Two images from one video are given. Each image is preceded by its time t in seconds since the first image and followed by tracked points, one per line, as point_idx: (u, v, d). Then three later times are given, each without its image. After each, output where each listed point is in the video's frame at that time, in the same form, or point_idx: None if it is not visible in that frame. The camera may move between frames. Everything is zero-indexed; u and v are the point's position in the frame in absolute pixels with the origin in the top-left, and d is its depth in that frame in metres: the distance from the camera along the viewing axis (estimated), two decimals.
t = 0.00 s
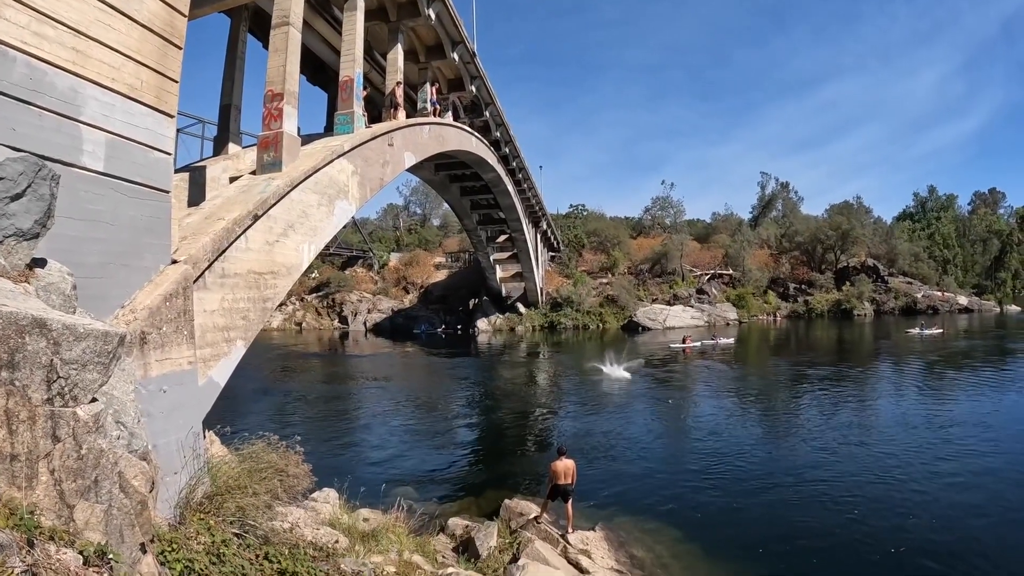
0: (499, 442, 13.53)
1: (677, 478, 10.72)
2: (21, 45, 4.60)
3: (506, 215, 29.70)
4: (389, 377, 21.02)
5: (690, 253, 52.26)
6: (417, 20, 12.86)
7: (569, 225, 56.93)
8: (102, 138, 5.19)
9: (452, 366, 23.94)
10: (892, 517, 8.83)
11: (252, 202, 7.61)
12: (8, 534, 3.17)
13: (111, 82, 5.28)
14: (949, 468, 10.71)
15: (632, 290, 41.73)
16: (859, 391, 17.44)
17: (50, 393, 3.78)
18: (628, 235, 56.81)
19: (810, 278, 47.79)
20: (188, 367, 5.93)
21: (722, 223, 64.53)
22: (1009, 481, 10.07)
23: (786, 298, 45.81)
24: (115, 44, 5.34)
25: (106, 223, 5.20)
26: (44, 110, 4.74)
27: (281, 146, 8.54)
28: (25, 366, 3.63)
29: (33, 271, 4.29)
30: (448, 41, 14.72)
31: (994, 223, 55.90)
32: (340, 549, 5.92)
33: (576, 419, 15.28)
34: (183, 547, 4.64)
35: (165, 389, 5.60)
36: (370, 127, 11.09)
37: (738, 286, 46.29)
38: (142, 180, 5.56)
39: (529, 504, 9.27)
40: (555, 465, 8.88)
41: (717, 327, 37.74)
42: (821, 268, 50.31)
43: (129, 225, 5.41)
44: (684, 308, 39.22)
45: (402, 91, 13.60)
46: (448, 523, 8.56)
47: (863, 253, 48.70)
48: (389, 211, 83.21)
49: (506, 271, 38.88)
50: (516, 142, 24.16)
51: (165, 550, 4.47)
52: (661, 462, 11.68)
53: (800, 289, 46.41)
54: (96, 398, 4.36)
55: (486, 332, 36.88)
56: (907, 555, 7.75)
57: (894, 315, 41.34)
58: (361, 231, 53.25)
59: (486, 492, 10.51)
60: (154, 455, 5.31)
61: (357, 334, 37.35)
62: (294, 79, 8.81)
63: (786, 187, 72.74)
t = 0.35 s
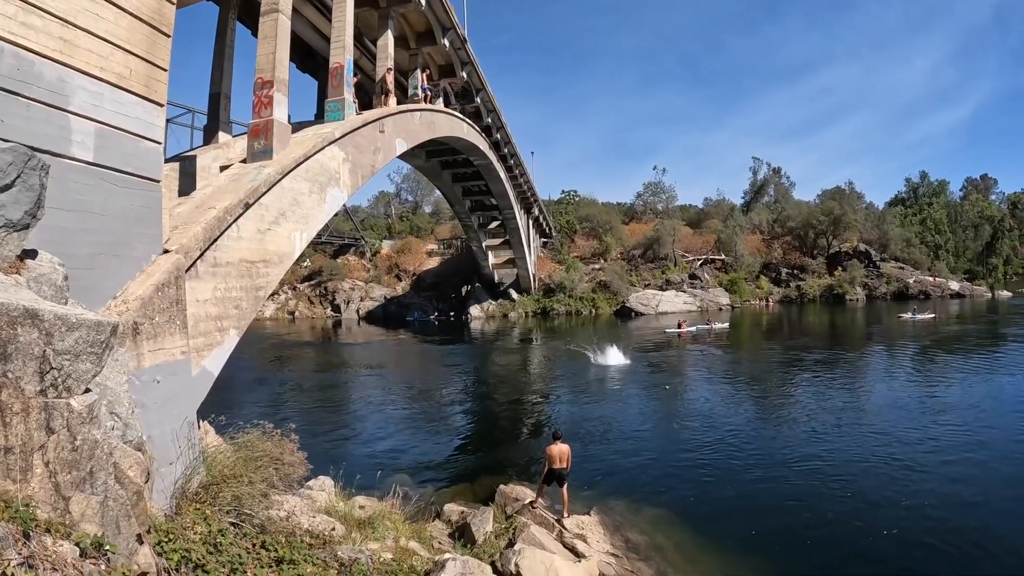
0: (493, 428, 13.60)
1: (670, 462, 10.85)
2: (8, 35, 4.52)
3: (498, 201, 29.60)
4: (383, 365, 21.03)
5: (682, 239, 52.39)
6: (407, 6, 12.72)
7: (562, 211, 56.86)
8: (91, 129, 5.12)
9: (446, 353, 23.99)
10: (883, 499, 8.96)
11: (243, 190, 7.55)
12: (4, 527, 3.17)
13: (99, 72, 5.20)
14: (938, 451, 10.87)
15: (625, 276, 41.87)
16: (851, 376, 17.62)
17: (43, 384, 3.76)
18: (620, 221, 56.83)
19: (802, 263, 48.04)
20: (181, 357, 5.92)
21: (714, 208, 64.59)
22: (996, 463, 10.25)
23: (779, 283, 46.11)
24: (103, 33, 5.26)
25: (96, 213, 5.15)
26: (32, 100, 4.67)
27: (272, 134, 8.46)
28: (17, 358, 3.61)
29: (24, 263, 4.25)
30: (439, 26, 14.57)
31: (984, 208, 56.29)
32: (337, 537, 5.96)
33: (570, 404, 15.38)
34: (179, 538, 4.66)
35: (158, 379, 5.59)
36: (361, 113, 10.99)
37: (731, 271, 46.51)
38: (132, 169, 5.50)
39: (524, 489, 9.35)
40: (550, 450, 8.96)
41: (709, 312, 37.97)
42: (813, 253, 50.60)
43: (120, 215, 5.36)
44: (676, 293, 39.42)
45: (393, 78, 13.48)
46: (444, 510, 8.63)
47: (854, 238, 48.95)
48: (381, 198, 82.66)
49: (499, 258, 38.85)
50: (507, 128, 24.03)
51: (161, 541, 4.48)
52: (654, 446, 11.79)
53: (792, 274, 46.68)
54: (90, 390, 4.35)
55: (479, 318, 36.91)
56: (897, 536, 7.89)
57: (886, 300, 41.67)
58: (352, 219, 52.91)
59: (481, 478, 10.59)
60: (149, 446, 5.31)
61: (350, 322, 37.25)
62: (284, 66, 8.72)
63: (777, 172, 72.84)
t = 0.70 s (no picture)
0: (488, 412, 13.70)
1: (662, 444, 10.97)
2: None
3: (490, 186, 29.48)
4: (377, 351, 21.05)
5: (673, 221, 52.49)
6: None
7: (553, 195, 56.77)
8: (79, 120, 5.06)
9: (439, 338, 24.02)
10: (872, 479, 9.12)
11: (232, 177, 7.50)
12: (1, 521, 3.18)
13: (86, 62, 5.11)
14: (927, 432, 11.05)
15: (617, 259, 41.99)
16: (843, 357, 17.79)
17: (36, 377, 3.77)
18: (612, 204, 56.83)
19: (793, 244, 48.28)
20: (174, 348, 5.94)
21: (705, 191, 64.63)
22: (983, 443, 10.43)
23: (771, 265, 46.44)
24: (89, 23, 5.16)
25: (86, 205, 5.11)
26: (19, 92, 4.61)
27: (261, 121, 8.38)
28: (9, 351, 3.60)
29: (14, 256, 4.22)
30: (427, 10, 14.41)
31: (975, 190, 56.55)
32: (333, 523, 6.01)
33: (564, 387, 15.51)
34: (176, 527, 4.69)
35: (152, 369, 5.60)
36: (350, 99, 10.89)
37: (722, 253, 46.73)
38: (121, 160, 5.44)
39: (519, 472, 9.45)
40: (544, 433, 9.04)
41: (701, 294, 38.20)
42: (805, 235, 50.87)
43: (110, 207, 5.33)
44: (668, 276, 39.62)
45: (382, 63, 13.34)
46: (439, 494, 8.71)
47: (846, 220, 49.18)
48: (372, 183, 82.08)
49: (491, 242, 38.80)
50: (498, 113, 23.87)
51: (158, 531, 4.52)
52: (647, 428, 11.93)
53: (784, 256, 46.97)
54: (83, 381, 4.34)
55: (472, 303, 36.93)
56: (885, 514, 8.05)
57: (878, 282, 42.01)
58: (343, 205, 52.54)
59: (476, 462, 10.69)
60: (144, 437, 5.33)
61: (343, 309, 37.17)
62: (272, 53, 8.62)
63: (769, 155, 72.90)
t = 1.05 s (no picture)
0: (482, 395, 13.79)
1: (655, 424, 11.10)
2: None
3: (481, 169, 29.34)
4: (371, 336, 21.06)
5: (665, 202, 52.51)
6: None
7: (545, 177, 56.58)
8: (65, 112, 5.01)
9: (432, 322, 24.06)
10: (861, 455, 9.30)
11: (221, 165, 7.45)
12: None
13: (70, 53, 5.05)
14: (914, 408, 11.25)
15: (609, 240, 42.04)
16: (834, 336, 17.96)
17: (29, 369, 3.77)
18: (603, 185, 56.72)
19: (785, 224, 48.46)
20: (166, 337, 5.95)
21: (696, 171, 64.60)
22: (969, 419, 10.62)
23: (762, 245, 46.65)
24: (72, 13, 5.08)
25: (74, 197, 5.08)
26: (3, 85, 4.56)
27: (249, 108, 8.29)
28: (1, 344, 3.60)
29: (2, 249, 4.20)
30: None
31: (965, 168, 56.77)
32: (330, 508, 6.08)
33: (557, 368, 15.62)
34: (174, 516, 4.75)
35: (145, 359, 5.62)
36: (339, 84, 10.80)
37: (714, 233, 46.85)
38: (108, 150, 5.40)
39: (514, 454, 9.56)
40: (538, 414, 9.14)
41: (693, 274, 38.40)
42: (796, 215, 51.03)
43: (99, 198, 5.30)
44: (661, 256, 39.74)
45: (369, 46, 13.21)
46: (435, 477, 8.81)
47: (837, 199, 49.37)
48: (362, 168, 81.39)
49: (483, 225, 38.71)
50: (487, 95, 23.68)
51: (156, 520, 4.57)
52: (640, 408, 12.07)
53: (776, 235, 47.21)
54: (76, 372, 4.35)
55: (465, 287, 36.92)
56: (874, 489, 8.22)
57: (869, 260, 42.27)
58: (333, 191, 52.11)
59: (471, 444, 10.80)
60: (139, 427, 5.34)
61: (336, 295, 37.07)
62: (259, 39, 8.53)
63: (760, 134, 72.81)
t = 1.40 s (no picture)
0: (480, 378, 13.87)
1: (652, 403, 11.20)
2: None
3: (476, 151, 29.18)
4: (369, 321, 21.10)
5: (660, 181, 52.36)
6: None
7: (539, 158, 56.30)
8: (55, 105, 4.98)
9: (430, 306, 24.09)
10: (856, 431, 9.43)
11: (214, 153, 7.42)
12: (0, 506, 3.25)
13: (59, 46, 4.99)
14: (908, 384, 11.37)
15: (605, 221, 41.99)
16: (831, 314, 18.06)
17: (26, 363, 3.79)
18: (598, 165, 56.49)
19: (780, 202, 48.43)
20: (163, 327, 5.98)
21: (691, 150, 64.28)
22: (962, 394, 10.77)
23: (758, 224, 46.67)
24: (58, 4, 5.01)
25: (67, 189, 5.07)
26: None
27: (240, 95, 8.22)
28: None
29: None
30: None
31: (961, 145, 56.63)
32: (331, 493, 6.16)
33: (555, 349, 15.70)
34: (176, 505, 4.81)
35: (143, 350, 5.65)
36: (330, 69, 10.70)
37: (710, 212, 46.81)
38: (100, 142, 5.37)
39: (514, 435, 9.65)
40: (536, 395, 9.22)
41: (689, 253, 38.45)
42: (792, 193, 50.97)
43: (92, 190, 5.29)
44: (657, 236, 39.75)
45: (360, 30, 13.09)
46: (435, 460, 8.90)
47: (833, 176, 49.26)
48: (356, 152, 80.72)
49: (478, 208, 38.59)
50: (480, 77, 23.47)
51: (158, 509, 4.63)
52: (637, 388, 12.17)
53: (771, 214, 47.24)
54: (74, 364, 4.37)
55: (461, 270, 36.91)
56: (869, 464, 8.35)
57: (865, 238, 42.33)
58: (327, 176, 51.72)
59: (470, 426, 10.89)
60: (138, 418, 5.39)
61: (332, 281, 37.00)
62: (248, 26, 8.45)
63: (755, 112, 72.41)
